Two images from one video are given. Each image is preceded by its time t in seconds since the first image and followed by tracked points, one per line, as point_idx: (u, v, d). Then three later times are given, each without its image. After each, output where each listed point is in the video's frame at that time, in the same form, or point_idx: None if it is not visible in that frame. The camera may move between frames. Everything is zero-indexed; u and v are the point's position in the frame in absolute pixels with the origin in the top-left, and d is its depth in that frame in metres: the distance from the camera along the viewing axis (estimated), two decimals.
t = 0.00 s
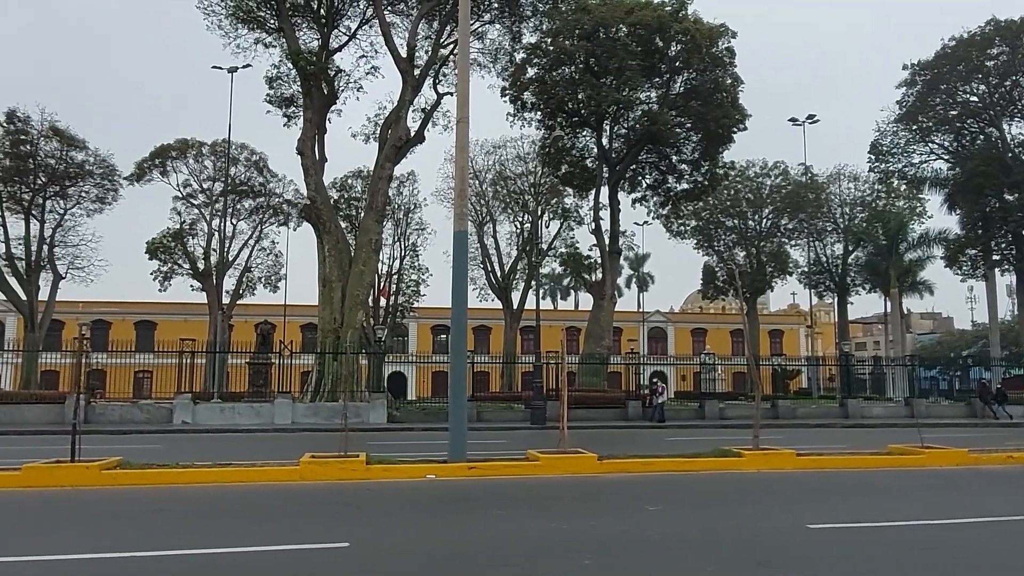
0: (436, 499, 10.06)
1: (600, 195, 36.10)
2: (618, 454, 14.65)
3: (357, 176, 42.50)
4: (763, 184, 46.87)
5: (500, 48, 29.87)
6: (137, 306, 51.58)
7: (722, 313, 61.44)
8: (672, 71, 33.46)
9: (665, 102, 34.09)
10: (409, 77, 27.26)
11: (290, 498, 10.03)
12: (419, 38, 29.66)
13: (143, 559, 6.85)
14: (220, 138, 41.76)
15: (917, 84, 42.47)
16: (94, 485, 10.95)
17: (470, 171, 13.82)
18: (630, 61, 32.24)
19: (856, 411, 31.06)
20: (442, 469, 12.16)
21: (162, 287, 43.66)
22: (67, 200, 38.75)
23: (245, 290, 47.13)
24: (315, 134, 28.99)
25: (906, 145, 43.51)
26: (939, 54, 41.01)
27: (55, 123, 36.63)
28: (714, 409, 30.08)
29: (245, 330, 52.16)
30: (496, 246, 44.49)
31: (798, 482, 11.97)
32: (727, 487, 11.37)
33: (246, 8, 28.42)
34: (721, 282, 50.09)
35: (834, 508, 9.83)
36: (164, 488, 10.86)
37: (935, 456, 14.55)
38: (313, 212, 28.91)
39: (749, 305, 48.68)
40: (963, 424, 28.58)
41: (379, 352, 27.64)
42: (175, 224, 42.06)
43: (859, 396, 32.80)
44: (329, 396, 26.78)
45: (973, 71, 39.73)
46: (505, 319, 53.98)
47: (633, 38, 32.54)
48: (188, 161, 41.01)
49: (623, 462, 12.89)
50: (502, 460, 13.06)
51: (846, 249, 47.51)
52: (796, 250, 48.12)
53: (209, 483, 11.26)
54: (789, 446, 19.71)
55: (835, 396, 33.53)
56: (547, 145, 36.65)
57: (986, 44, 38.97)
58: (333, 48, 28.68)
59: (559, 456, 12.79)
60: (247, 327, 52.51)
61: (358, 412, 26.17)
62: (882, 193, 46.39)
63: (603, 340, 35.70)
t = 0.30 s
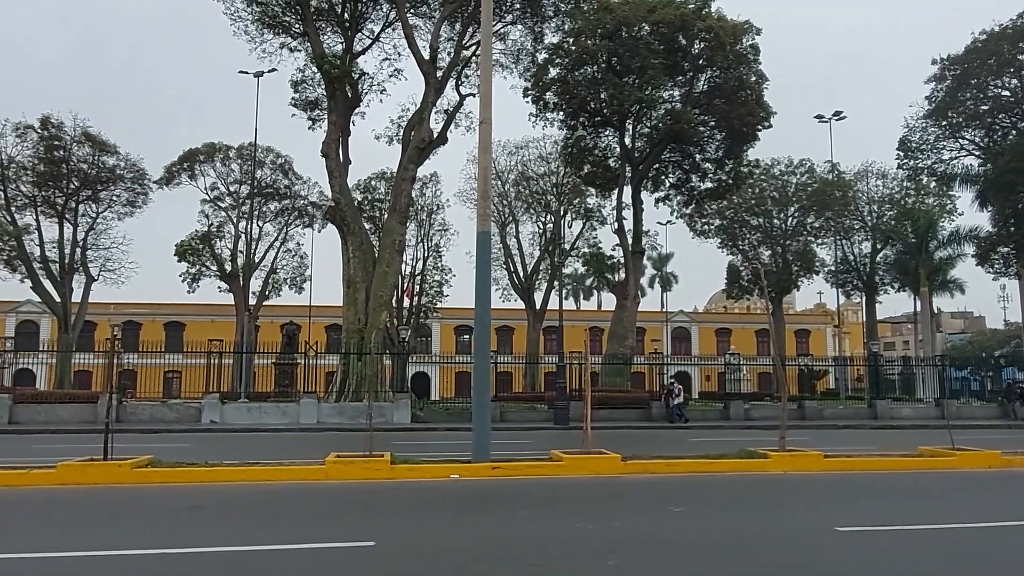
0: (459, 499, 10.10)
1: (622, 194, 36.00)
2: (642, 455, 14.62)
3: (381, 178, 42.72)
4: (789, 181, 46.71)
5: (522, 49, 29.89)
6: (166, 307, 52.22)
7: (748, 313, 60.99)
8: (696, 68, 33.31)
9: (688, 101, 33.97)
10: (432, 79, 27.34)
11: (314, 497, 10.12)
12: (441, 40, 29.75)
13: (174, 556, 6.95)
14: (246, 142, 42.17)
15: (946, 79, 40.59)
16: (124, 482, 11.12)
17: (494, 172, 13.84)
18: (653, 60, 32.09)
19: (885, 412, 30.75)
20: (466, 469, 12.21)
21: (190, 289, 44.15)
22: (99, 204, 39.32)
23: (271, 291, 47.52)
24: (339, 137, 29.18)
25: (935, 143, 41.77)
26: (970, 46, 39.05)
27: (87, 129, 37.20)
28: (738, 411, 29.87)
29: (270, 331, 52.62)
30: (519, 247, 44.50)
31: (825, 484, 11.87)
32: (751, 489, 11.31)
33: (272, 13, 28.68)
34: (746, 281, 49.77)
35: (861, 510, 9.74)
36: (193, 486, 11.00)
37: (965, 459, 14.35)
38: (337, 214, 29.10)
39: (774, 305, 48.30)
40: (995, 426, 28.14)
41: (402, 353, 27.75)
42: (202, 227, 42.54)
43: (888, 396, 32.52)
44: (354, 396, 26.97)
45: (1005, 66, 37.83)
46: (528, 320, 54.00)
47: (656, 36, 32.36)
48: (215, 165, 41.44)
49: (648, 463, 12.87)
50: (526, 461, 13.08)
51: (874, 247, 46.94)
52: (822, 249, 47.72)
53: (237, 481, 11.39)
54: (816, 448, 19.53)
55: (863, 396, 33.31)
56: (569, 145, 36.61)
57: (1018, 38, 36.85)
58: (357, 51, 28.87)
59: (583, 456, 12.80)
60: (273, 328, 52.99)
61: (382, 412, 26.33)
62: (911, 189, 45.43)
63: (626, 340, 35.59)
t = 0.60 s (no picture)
0: (481, 499, 10.12)
1: (643, 193, 35.89)
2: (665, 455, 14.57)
3: (402, 180, 42.91)
4: (813, 179, 46.46)
5: (542, 49, 29.89)
6: (192, 308, 52.75)
7: (771, 313, 60.55)
8: (717, 66, 33.15)
9: (709, 99, 33.85)
10: (452, 80, 27.40)
11: (337, 497, 10.17)
12: (461, 42, 29.82)
13: (199, 553, 7.02)
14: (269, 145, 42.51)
15: (974, 74, 38.95)
16: (151, 481, 11.25)
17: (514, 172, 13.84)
18: (673, 58, 31.97)
19: (913, 413, 30.41)
20: (488, 469, 12.23)
21: (215, 291, 44.56)
22: (126, 207, 39.77)
23: (294, 293, 47.84)
24: (360, 139, 29.33)
25: (962, 138, 40.24)
26: (997, 40, 37.47)
27: (115, 134, 37.69)
28: (761, 411, 29.66)
29: (293, 332, 52.99)
30: (540, 247, 44.50)
31: (850, 486, 11.76)
32: (775, 490, 11.23)
33: (294, 17, 28.93)
34: (768, 280, 49.45)
35: (887, 512, 9.64)
36: (220, 484, 11.13)
37: (994, 460, 14.14)
38: (359, 215, 29.24)
39: (798, 304, 47.91)
40: None
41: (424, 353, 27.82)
42: (226, 229, 42.92)
43: (915, 396, 32.11)
44: (376, 396, 27.10)
45: None
46: (549, 320, 53.99)
47: (677, 35, 32.19)
48: (239, 168, 41.79)
49: (670, 463, 12.83)
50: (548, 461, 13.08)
51: (900, 245, 46.41)
52: (847, 247, 47.32)
53: (262, 480, 11.51)
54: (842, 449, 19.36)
55: (889, 397, 32.99)
56: (589, 144, 36.58)
57: None
58: (377, 54, 29.03)
59: (605, 457, 12.78)
60: (296, 329, 53.38)
61: (404, 412, 26.43)
62: (939, 186, 45.05)
63: (648, 340, 35.47)
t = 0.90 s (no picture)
0: (499, 499, 10.13)
1: (659, 192, 35.82)
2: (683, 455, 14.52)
3: (418, 181, 43.03)
4: (832, 177, 46.08)
5: (557, 49, 29.88)
6: (212, 310, 53.17)
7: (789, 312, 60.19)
8: (734, 64, 32.97)
9: (726, 98, 33.68)
10: (468, 81, 27.45)
11: (354, 497, 10.20)
12: (476, 43, 29.89)
13: (220, 552, 7.07)
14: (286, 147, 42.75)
15: (996, 70, 38.23)
16: (171, 480, 11.35)
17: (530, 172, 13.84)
18: (690, 57, 31.87)
19: (936, 414, 30.10)
20: (505, 470, 12.24)
21: (234, 292, 44.86)
22: (147, 210, 40.13)
23: (312, 294, 48.09)
24: (376, 142, 29.41)
25: (985, 134, 39.57)
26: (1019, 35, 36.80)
27: (136, 138, 38.06)
28: (780, 411, 29.49)
29: (311, 333, 53.28)
30: (556, 247, 44.50)
31: (870, 487, 11.67)
32: (795, 491, 11.15)
33: (311, 20, 29.09)
34: (787, 280, 49.20)
35: (908, 513, 9.55)
36: (240, 484, 11.22)
37: (1016, 461, 13.96)
38: (376, 217, 29.33)
39: (817, 303, 47.59)
40: None
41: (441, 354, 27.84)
42: (245, 231, 43.20)
43: (938, 397, 31.78)
44: (394, 397, 27.18)
45: None
46: (565, 320, 53.95)
47: (693, 33, 32.07)
48: (257, 170, 42.04)
49: (688, 464, 12.79)
50: (565, 462, 13.07)
51: (922, 243, 46.00)
52: (867, 246, 47.01)
53: (281, 479, 11.59)
54: (863, 450, 19.20)
55: (910, 397, 32.72)
56: (605, 144, 36.55)
57: None
58: (393, 56, 29.12)
59: (623, 457, 12.76)
60: (314, 330, 53.68)
61: (422, 413, 26.49)
62: (960, 183, 44.61)
63: (665, 340, 35.36)
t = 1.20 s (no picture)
0: (517, 499, 10.14)
1: (677, 192, 35.75)
2: (701, 456, 14.47)
3: (435, 182, 43.14)
4: (852, 175, 45.90)
5: (573, 49, 29.86)
6: (232, 311, 53.53)
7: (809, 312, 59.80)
8: (752, 62, 32.78)
9: (744, 96, 33.52)
10: (484, 82, 27.50)
11: (372, 496, 10.23)
12: (493, 44, 29.93)
13: (239, 551, 7.11)
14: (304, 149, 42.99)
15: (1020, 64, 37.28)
16: (192, 480, 11.44)
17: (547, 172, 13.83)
18: (707, 55, 31.76)
19: (959, 415, 29.80)
20: (523, 470, 12.24)
21: (253, 293, 45.14)
22: (168, 213, 40.43)
23: (329, 295, 48.32)
24: (394, 143, 29.48)
25: (1009, 131, 38.81)
26: None
27: (157, 141, 38.41)
28: (799, 412, 29.32)
29: (329, 333, 53.55)
30: (572, 247, 44.46)
31: (891, 488, 11.58)
32: (814, 493, 11.08)
33: (328, 24, 29.24)
34: (806, 279, 48.92)
35: (929, 516, 9.46)
36: (260, 483, 11.29)
37: None
38: (393, 218, 29.42)
39: (837, 302, 47.23)
40: None
41: (458, 354, 27.89)
42: (263, 233, 43.47)
43: (960, 397, 31.44)
44: (411, 397, 27.27)
45: None
46: (582, 320, 53.91)
47: (710, 31, 31.99)
48: (276, 173, 42.30)
49: (706, 465, 12.74)
50: (582, 462, 13.06)
51: (944, 242, 45.54)
52: (888, 244, 46.67)
53: (300, 479, 11.64)
54: (884, 451, 19.05)
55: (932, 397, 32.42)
56: (622, 144, 36.51)
57: None
58: (410, 58, 29.23)
59: (641, 458, 12.73)
60: (332, 331, 53.96)
61: (439, 413, 26.54)
62: (982, 180, 44.07)
63: (683, 340, 35.24)
